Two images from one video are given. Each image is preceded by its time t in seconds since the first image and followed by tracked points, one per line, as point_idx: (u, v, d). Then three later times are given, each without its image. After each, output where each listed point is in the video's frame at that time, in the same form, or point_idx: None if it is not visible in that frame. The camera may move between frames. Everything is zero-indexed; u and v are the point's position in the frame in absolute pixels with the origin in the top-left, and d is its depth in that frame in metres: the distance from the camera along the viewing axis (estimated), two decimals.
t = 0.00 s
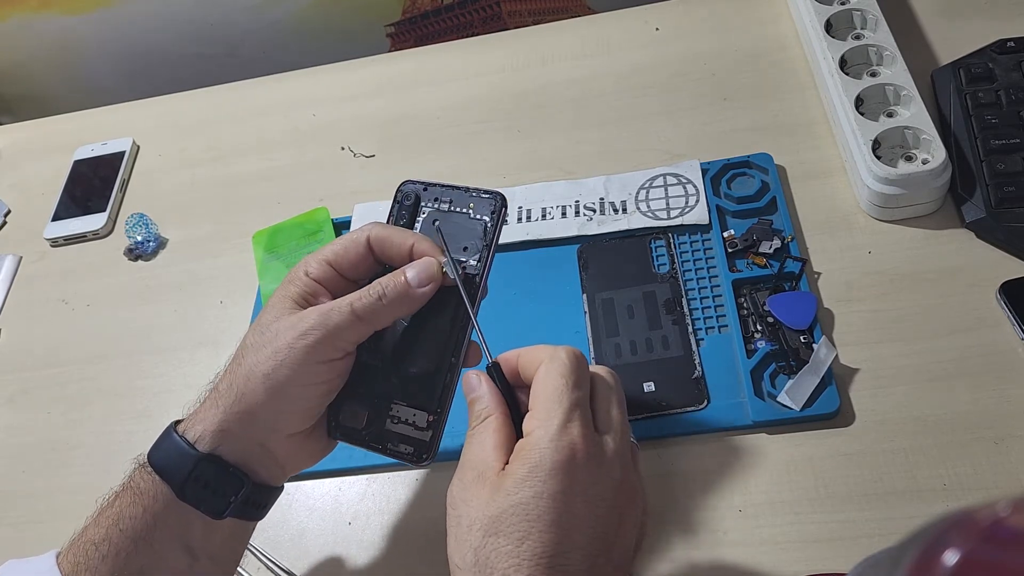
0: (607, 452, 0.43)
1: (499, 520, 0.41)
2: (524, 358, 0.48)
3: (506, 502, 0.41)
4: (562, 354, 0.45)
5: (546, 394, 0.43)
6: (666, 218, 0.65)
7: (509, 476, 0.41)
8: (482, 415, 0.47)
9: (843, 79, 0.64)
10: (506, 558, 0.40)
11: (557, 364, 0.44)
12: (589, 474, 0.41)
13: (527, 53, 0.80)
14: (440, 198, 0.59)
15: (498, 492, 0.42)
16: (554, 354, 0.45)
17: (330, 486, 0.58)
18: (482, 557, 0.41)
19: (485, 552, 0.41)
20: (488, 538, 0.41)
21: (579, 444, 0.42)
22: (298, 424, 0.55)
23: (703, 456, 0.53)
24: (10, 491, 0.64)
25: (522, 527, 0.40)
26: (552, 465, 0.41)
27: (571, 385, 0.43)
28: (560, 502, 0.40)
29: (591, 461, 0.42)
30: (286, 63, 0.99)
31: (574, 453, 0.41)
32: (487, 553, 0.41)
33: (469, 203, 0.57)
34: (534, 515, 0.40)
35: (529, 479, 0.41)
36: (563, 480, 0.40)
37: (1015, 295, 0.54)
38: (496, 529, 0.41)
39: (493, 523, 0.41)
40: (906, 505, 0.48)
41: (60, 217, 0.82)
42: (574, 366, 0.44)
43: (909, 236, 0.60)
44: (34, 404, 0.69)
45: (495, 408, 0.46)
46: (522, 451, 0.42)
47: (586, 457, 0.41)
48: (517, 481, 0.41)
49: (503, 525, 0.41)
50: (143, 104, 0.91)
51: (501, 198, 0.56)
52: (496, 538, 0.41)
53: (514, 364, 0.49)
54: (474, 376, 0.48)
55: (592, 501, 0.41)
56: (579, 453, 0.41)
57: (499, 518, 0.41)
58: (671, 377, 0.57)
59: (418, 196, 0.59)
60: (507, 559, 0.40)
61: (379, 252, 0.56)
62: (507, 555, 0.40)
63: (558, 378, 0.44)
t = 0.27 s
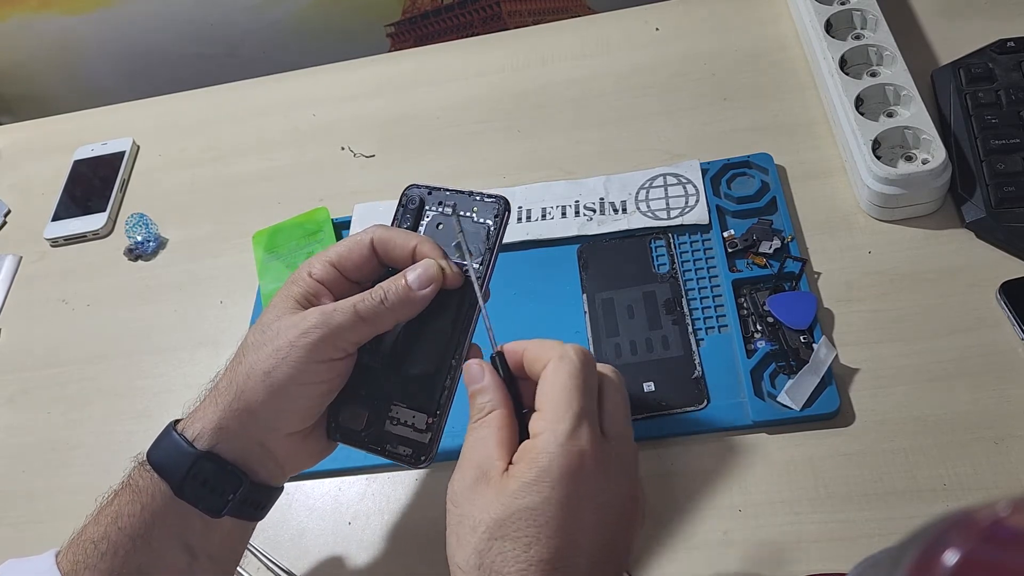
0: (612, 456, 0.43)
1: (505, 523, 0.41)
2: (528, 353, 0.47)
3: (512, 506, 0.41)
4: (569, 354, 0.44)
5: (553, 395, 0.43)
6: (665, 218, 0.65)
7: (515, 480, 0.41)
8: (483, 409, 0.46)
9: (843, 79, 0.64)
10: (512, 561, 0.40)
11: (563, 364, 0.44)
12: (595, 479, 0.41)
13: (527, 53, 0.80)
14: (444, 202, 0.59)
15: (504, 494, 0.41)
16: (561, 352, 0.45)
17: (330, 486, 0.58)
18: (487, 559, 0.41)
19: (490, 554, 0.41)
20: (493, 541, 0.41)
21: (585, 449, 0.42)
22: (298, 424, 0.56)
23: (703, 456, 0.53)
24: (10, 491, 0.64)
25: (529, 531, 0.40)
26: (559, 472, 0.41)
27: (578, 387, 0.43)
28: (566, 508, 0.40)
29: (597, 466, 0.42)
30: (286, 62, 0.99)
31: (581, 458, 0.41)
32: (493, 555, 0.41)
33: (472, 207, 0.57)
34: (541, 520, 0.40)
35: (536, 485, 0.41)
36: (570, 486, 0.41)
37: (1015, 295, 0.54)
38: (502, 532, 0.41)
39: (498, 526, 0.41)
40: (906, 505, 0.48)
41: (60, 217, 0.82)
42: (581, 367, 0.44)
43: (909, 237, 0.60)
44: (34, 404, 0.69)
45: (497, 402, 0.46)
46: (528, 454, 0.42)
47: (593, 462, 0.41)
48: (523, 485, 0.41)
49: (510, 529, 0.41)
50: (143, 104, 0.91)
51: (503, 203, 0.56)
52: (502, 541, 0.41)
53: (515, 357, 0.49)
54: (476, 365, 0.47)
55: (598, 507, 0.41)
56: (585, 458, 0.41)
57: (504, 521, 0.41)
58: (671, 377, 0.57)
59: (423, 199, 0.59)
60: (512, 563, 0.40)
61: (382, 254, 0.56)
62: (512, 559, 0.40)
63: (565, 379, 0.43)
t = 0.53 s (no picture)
0: (610, 454, 0.43)
1: (504, 525, 0.41)
2: (524, 352, 0.48)
3: (511, 508, 0.41)
4: (565, 353, 0.45)
5: (550, 395, 0.43)
6: (665, 218, 0.65)
7: (513, 481, 0.41)
8: (481, 409, 0.46)
9: (843, 79, 0.64)
10: (511, 564, 0.40)
11: (559, 364, 0.44)
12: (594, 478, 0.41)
13: (527, 53, 0.80)
14: (431, 192, 0.60)
15: (503, 496, 0.41)
16: (556, 351, 0.45)
17: (330, 486, 0.58)
18: (486, 561, 0.41)
19: (489, 557, 0.41)
20: (491, 543, 0.41)
21: (585, 448, 0.42)
22: (289, 414, 0.56)
23: (703, 456, 0.53)
24: (9, 491, 0.64)
25: (529, 533, 0.40)
26: (557, 471, 0.41)
27: (575, 386, 0.43)
28: (566, 509, 0.40)
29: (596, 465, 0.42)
30: (286, 62, 0.99)
31: (580, 458, 0.41)
32: (492, 558, 0.41)
33: (457, 193, 0.58)
34: (540, 522, 0.40)
35: (535, 486, 0.41)
36: (569, 485, 0.41)
37: (1015, 295, 0.54)
38: (500, 534, 0.41)
39: (497, 529, 0.41)
40: (906, 505, 0.48)
41: (60, 217, 0.82)
42: (577, 366, 0.44)
43: (909, 236, 0.60)
44: (34, 404, 0.69)
45: (496, 401, 0.46)
46: (527, 455, 0.42)
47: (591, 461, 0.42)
48: (522, 486, 0.41)
49: (509, 531, 0.40)
50: (143, 104, 0.91)
51: (487, 187, 0.57)
52: (501, 543, 0.41)
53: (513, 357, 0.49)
54: (477, 363, 0.47)
55: (598, 506, 0.41)
56: (584, 459, 0.41)
57: (503, 523, 0.41)
58: (671, 376, 0.57)
59: (409, 190, 0.60)
60: (512, 565, 0.40)
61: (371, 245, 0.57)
62: (512, 561, 0.40)
63: (562, 378, 0.43)
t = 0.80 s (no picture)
0: (588, 454, 0.43)
1: (483, 531, 0.41)
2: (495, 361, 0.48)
3: (489, 513, 0.41)
4: (531, 360, 0.45)
5: (520, 400, 0.44)
6: (665, 218, 0.65)
7: (490, 486, 0.41)
8: (460, 419, 0.47)
9: (843, 79, 0.64)
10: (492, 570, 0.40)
11: (527, 370, 0.45)
12: (570, 478, 0.41)
13: (527, 53, 0.80)
14: (411, 175, 0.61)
15: (480, 502, 0.41)
16: (523, 358, 0.46)
17: (330, 486, 0.58)
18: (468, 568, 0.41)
19: (471, 564, 0.41)
20: (472, 551, 0.41)
21: (559, 448, 0.42)
22: (277, 403, 0.57)
23: (702, 456, 0.53)
24: (9, 491, 0.64)
25: (506, 537, 0.40)
26: (532, 472, 0.41)
27: (542, 391, 0.44)
28: (542, 510, 0.40)
29: (572, 465, 0.42)
30: (286, 62, 0.99)
31: (553, 459, 0.41)
32: (474, 565, 0.41)
33: (437, 173, 0.60)
34: (517, 525, 0.40)
35: (510, 488, 0.41)
36: (544, 487, 0.40)
37: (1015, 295, 0.54)
38: (480, 540, 0.41)
39: (476, 535, 0.41)
40: (906, 506, 0.48)
41: (60, 217, 0.82)
42: (545, 372, 0.45)
43: (909, 237, 0.60)
44: (33, 404, 0.69)
45: (474, 410, 0.46)
46: (501, 460, 0.42)
47: (566, 461, 0.41)
48: (498, 491, 0.41)
49: (487, 536, 0.40)
50: (143, 104, 0.91)
51: (464, 163, 0.60)
52: (481, 550, 0.41)
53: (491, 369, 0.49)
54: (456, 375, 0.48)
55: (577, 506, 0.41)
56: (558, 459, 0.41)
57: (481, 529, 0.41)
58: (671, 376, 0.57)
59: (393, 177, 0.62)
60: (493, 569, 0.40)
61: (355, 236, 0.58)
62: (493, 565, 0.40)
63: (529, 384, 0.44)
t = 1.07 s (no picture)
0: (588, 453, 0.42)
1: (482, 531, 0.41)
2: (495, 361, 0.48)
3: (487, 513, 0.41)
4: (526, 360, 0.45)
5: (517, 401, 0.43)
6: (665, 218, 0.65)
7: (489, 486, 0.42)
8: (461, 419, 0.47)
9: (843, 79, 0.64)
10: (492, 569, 0.40)
11: (523, 370, 0.45)
12: (569, 478, 0.41)
13: (527, 53, 0.80)
14: (407, 173, 0.61)
15: (480, 502, 0.42)
16: (519, 359, 0.45)
17: (330, 486, 0.58)
18: (469, 567, 0.41)
19: (471, 563, 0.41)
20: (472, 550, 0.41)
21: (556, 448, 0.41)
22: (279, 403, 0.57)
23: (703, 456, 0.53)
24: (9, 491, 0.64)
25: (506, 536, 0.40)
26: (529, 472, 0.41)
27: (538, 391, 0.43)
28: (541, 510, 0.40)
29: (571, 464, 0.41)
30: (286, 62, 0.99)
31: (551, 459, 0.41)
32: (474, 564, 0.41)
33: (432, 170, 0.60)
34: (516, 524, 0.40)
35: (509, 488, 0.41)
36: (542, 487, 0.40)
37: (1015, 295, 0.54)
38: (479, 539, 0.41)
39: (476, 534, 0.41)
40: (906, 506, 0.48)
41: (60, 217, 0.82)
42: (540, 372, 0.44)
43: (909, 237, 0.60)
44: (33, 404, 0.69)
45: (474, 411, 0.46)
46: (501, 460, 0.42)
47: (564, 461, 0.41)
48: (496, 491, 0.41)
49: (487, 535, 0.41)
50: (143, 104, 0.91)
51: (458, 160, 0.60)
52: (481, 549, 0.41)
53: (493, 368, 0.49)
54: (456, 377, 0.48)
55: (576, 506, 0.41)
56: (557, 459, 0.41)
57: (481, 528, 0.41)
58: (671, 376, 0.57)
59: (388, 175, 0.62)
60: (493, 568, 0.40)
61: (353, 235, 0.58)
62: (492, 565, 0.40)
63: (524, 385, 0.44)
